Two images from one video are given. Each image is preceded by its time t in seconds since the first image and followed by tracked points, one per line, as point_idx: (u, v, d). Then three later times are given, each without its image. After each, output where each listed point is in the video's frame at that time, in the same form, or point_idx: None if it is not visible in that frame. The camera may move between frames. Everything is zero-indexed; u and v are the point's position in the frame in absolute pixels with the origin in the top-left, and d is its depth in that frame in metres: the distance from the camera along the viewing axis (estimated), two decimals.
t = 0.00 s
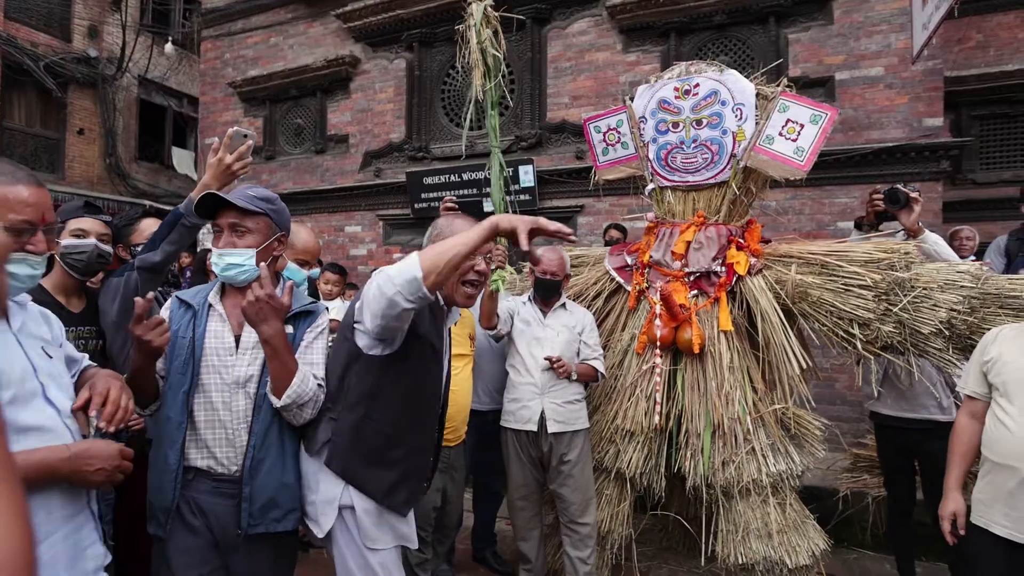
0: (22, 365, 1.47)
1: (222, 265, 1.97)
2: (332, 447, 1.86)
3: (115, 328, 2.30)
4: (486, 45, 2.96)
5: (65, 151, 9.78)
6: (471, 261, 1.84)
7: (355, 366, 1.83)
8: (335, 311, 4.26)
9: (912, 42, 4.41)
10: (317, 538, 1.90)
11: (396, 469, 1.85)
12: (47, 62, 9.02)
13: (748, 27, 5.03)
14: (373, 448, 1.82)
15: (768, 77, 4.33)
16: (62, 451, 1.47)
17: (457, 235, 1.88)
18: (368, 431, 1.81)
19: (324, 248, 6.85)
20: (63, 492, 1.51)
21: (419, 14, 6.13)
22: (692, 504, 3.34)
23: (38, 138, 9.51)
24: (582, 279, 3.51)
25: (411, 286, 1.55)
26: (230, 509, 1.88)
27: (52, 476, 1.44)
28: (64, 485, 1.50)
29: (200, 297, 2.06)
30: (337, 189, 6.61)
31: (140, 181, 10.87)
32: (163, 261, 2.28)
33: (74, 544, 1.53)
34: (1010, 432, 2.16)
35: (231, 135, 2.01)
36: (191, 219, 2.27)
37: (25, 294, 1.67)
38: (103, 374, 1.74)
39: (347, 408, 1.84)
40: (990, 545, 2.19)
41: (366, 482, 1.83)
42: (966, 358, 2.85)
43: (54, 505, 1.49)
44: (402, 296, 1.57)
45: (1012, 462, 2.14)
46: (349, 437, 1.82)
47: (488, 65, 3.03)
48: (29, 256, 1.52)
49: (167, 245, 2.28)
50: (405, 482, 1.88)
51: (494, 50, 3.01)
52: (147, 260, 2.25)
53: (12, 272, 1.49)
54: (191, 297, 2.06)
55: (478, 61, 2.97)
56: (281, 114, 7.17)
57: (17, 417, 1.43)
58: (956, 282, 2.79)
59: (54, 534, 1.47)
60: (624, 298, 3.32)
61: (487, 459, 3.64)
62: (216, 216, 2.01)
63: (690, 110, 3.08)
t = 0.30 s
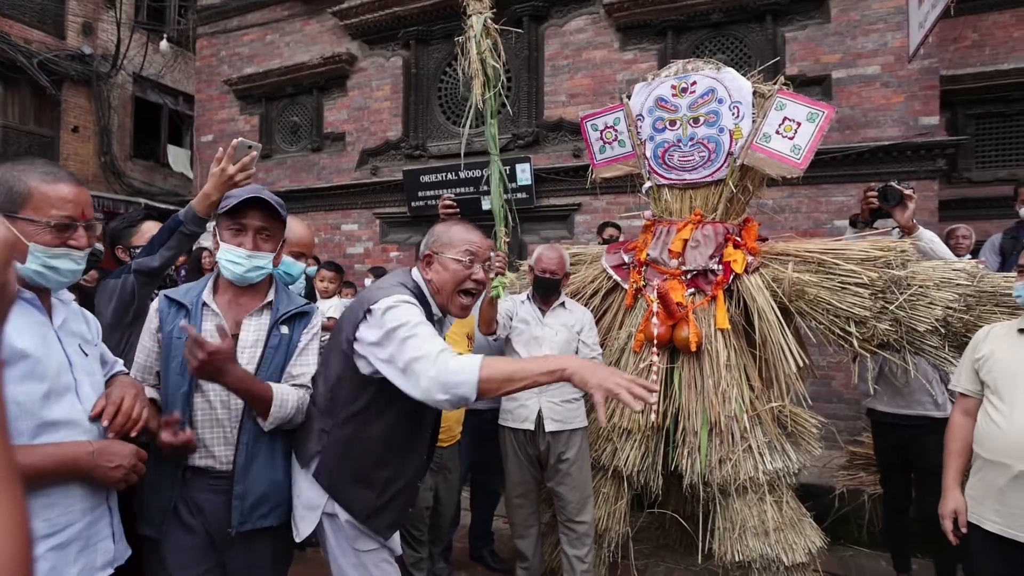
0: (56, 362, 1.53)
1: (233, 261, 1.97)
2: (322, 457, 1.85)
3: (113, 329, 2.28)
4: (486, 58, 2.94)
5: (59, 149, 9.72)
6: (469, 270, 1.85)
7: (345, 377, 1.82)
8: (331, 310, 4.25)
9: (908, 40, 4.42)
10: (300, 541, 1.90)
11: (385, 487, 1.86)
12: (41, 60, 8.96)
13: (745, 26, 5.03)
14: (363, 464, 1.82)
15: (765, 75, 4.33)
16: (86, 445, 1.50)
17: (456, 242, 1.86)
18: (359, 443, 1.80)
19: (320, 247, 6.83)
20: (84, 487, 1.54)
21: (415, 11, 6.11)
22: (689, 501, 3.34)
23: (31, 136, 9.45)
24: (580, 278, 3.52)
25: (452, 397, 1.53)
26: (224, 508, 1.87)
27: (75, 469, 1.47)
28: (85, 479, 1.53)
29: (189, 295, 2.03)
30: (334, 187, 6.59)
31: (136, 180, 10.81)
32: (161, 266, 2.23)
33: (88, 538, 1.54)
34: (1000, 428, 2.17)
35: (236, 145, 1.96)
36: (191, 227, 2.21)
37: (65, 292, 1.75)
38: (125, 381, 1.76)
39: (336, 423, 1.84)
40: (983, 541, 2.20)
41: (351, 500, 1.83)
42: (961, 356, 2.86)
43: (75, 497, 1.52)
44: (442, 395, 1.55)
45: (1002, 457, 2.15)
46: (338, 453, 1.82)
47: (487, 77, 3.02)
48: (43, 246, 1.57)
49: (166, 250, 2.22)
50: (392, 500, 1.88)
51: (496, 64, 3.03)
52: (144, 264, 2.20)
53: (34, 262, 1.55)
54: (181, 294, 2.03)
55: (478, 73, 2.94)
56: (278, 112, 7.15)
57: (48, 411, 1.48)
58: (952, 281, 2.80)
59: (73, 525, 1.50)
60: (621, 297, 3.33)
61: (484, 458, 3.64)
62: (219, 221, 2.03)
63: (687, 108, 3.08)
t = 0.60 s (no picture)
0: (73, 361, 1.51)
1: (243, 259, 1.96)
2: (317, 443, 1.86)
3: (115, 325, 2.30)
4: (483, 61, 2.90)
5: (56, 147, 9.70)
6: (433, 243, 1.89)
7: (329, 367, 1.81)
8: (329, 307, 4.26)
9: (909, 36, 4.39)
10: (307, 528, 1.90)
11: (382, 467, 1.84)
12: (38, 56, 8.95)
13: (745, 22, 5.00)
14: (355, 445, 1.81)
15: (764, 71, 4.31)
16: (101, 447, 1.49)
17: (419, 218, 1.89)
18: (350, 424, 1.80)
19: (319, 244, 6.82)
20: (96, 488, 1.53)
21: (414, 7, 6.08)
22: (687, 498, 3.34)
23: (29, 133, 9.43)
24: (578, 274, 3.51)
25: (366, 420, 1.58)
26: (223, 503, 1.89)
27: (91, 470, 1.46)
28: (97, 482, 1.52)
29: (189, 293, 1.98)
30: (332, 185, 6.58)
31: (133, 177, 10.79)
32: (163, 253, 2.27)
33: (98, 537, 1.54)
34: (997, 425, 2.17)
35: (233, 128, 2.03)
36: (191, 212, 2.25)
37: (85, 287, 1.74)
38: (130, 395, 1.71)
39: (324, 410, 1.83)
40: (979, 537, 2.20)
41: (349, 481, 1.81)
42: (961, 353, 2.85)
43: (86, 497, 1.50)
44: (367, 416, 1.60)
45: (999, 454, 2.14)
46: (330, 436, 1.83)
47: (486, 78, 2.99)
48: (80, 236, 1.62)
49: (166, 237, 2.25)
50: (392, 476, 1.86)
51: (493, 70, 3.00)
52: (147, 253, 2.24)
53: (72, 252, 1.61)
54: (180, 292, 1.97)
55: (475, 76, 2.90)
56: (275, 109, 7.13)
57: (64, 409, 1.46)
58: (953, 277, 2.79)
59: (82, 528, 1.48)
60: (619, 294, 3.32)
61: (482, 455, 3.65)
62: (222, 218, 2.01)
63: (687, 104, 3.06)
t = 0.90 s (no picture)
0: (76, 362, 1.49)
1: (249, 255, 1.94)
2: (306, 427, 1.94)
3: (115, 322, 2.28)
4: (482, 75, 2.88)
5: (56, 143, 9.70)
6: (385, 229, 2.09)
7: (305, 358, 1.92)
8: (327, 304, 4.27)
9: (911, 30, 4.36)
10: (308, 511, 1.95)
11: (368, 443, 1.92)
12: (37, 53, 8.94)
13: (745, 16, 4.97)
14: (341, 421, 1.90)
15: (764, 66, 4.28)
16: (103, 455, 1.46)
17: (371, 206, 2.08)
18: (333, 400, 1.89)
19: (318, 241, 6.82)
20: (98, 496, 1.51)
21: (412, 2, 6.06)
22: (687, 494, 3.34)
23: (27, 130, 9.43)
24: (577, 270, 3.50)
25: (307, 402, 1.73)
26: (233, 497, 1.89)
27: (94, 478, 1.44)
28: (98, 491, 1.49)
29: (201, 289, 1.92)
30: (331, 181, 6.57)
31: (132, 174, 10.80)
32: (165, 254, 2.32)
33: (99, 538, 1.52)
34: (996, 421, 2.16)
35: (237, 130, 2.06)
36: (194, 215, 2.35)
37: (79, 283, 1.71)
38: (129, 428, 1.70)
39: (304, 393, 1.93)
40: (978, 533, 2.20)
41: (341, 458, 1.89)
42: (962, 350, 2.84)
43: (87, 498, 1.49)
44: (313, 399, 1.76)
45: (999, 450, 2.14)
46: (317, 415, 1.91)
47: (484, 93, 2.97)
48: (88, 228, 1.63)
49: (169, 239, 2.32)
50: (383, 447, 1.94)
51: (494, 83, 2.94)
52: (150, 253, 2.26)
53: (81, 244, 1.62)
54: (192, 289, 1.91)
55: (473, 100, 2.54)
56: (274, 105, 7.12)
57: (65, 411, 1.44)
58: (954, 273, 2.78)
59: (85, 534, 1.48)
60: (619, 290, 3.32)
61: (480, 451, 3.65)
62: (222, 215, 1.96)
63: (686, 99, 3.05)
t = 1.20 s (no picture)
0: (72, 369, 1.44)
1: (252, 252, 1.87)
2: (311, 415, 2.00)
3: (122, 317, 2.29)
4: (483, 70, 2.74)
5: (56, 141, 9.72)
6: (353, 226, 2.11)
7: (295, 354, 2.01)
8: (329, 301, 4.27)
9: (912, 26, 4.35)
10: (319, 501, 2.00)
11: (366, 425, 1.98)
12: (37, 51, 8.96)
13: (745, 13, 4.95)
14: (343, 405, 1.97)
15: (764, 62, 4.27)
16: (98, 469, 1.42)
17: (338, 206, 2.12)
18: (334, 385, 1.97)
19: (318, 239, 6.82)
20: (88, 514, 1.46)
21: None
22: (687, 492, 3.34)
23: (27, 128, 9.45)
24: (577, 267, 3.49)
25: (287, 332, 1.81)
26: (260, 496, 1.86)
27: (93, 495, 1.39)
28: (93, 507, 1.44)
29: (216, 287, 1.82)
30: (331, 178, 6.57)
31: (132, 173, 10.81)
32: (169, 254, 2.26)
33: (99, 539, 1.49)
34: (994, 418, 2.16)
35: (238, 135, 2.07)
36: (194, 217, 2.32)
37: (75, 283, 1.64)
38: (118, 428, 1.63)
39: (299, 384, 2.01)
40: (978, 530, 2.19)
41: (345, 441, 1.95)
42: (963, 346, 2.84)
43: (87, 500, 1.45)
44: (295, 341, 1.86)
45: (999, 446, 2.13)
46: (320, 401, 1.98)
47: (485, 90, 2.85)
48: (83, 223, 1.66)
49: (172, 239, 2.27)
50: (385, 428, 2.01)
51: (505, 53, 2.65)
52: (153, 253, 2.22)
53: (75, 238, 1.66)
54: (210, 287, 1.80)
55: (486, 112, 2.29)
56: (273, 103, 7.12)
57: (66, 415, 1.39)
58: (956, 270, 2.77)
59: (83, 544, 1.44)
60: (619, 287, 3.31)
61: (479, 448, 3.65)
62: (223, 211, 1.87)
63: (686, 96, 3.04)
